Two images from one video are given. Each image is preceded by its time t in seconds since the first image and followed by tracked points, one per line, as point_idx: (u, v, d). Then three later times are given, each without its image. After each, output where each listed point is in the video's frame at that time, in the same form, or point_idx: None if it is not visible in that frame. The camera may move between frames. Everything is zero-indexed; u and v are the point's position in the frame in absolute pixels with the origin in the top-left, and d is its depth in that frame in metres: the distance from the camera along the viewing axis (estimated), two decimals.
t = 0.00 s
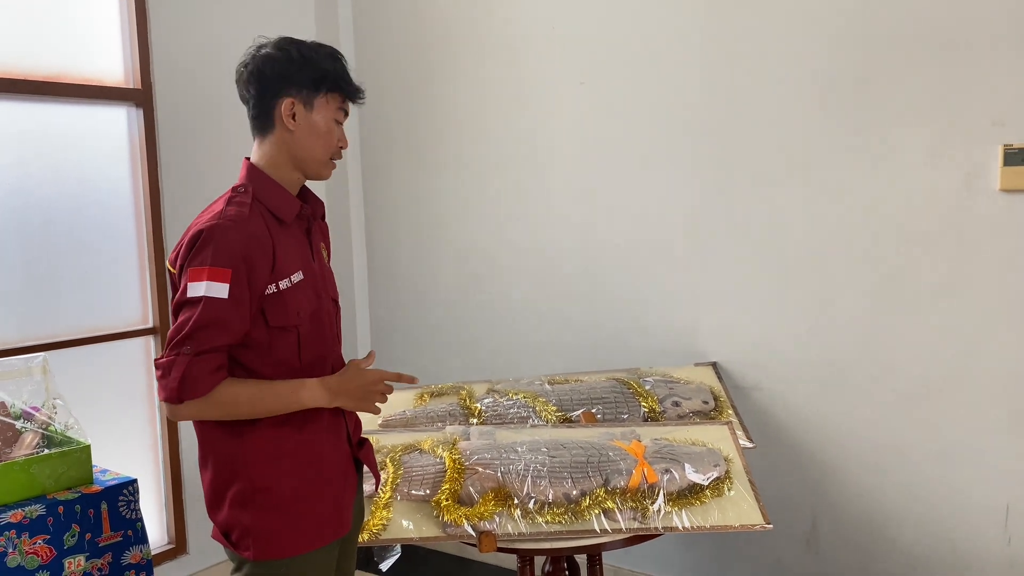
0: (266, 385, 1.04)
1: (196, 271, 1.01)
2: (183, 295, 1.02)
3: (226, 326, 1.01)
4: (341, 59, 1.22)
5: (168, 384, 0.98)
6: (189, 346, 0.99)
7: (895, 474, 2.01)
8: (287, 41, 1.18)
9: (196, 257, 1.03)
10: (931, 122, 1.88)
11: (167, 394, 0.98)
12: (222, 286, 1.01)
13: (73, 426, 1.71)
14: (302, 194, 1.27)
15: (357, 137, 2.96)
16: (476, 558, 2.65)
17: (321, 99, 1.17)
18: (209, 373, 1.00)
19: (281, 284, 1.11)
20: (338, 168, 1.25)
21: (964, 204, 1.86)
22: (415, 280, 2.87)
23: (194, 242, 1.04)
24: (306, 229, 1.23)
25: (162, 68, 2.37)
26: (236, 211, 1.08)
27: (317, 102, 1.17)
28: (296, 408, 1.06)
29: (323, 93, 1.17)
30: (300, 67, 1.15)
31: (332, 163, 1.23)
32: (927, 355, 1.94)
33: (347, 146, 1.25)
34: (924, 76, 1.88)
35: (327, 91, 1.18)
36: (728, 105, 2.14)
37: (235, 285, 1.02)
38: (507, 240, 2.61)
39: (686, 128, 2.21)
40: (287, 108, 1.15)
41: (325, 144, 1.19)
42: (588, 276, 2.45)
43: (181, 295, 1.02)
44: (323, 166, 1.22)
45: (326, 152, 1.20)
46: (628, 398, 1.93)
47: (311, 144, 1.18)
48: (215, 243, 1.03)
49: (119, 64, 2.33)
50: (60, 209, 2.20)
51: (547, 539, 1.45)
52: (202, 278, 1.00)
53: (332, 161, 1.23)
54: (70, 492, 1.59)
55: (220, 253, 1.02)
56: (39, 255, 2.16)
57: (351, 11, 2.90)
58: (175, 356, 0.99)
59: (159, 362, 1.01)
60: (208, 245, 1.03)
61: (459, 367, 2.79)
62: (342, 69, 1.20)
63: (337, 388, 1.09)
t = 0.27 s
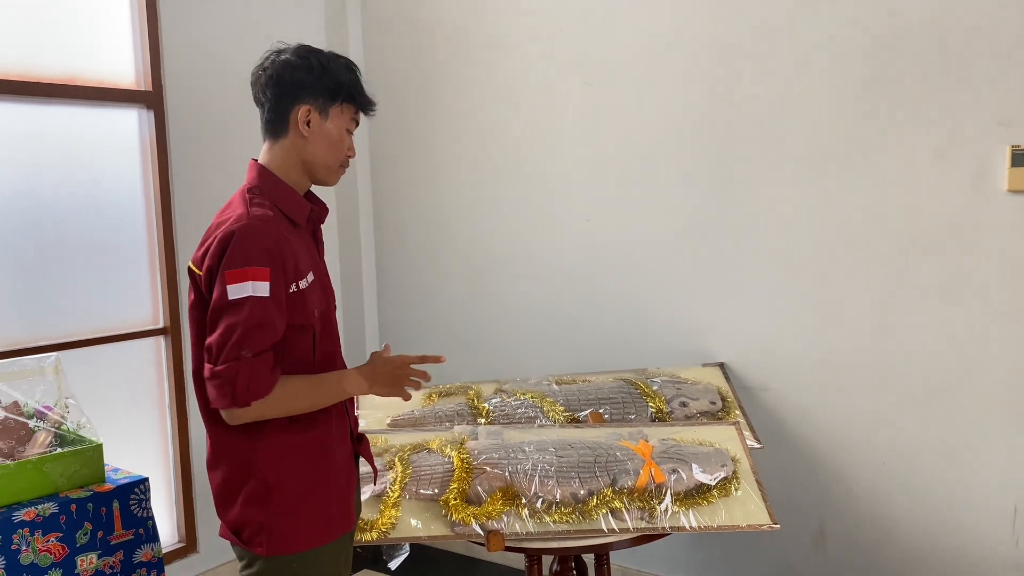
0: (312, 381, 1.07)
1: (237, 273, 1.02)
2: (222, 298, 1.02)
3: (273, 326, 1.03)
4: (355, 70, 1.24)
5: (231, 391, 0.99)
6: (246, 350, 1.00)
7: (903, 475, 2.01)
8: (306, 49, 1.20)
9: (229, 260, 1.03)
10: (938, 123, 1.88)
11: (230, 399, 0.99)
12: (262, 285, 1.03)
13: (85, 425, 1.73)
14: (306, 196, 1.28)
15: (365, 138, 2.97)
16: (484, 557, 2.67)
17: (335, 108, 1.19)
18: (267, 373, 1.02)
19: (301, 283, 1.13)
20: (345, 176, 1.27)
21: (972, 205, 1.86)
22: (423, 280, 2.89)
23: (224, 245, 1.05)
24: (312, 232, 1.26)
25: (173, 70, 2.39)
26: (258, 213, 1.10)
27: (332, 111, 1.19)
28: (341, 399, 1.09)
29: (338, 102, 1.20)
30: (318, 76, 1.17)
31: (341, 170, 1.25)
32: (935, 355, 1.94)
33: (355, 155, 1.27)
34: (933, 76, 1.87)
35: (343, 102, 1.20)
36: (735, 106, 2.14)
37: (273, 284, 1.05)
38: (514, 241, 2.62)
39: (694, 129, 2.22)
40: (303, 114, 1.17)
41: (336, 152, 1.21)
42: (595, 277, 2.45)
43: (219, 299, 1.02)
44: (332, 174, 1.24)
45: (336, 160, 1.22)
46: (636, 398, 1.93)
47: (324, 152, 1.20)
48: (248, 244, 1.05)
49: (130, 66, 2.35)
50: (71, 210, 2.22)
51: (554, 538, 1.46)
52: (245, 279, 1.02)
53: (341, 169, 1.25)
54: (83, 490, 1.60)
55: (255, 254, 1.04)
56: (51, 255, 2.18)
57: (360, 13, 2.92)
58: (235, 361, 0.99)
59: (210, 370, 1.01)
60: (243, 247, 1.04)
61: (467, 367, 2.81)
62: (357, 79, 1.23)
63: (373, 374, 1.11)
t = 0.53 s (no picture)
0: (384, 388, 1.17)
1: (297, 281, 1.08)
2: (285, 306, 1.07)
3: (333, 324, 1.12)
4: (371, 77, 1.24)
5: (329, 394, 1.09)
6: (333, 349, 1.11)
7: (913, 475, 2.00)
8: (323, 55, 1.20)
9: (280, 271, 1.07)
10: (948, 123, 1.87)
11: (329, 398, 1.10)
12: (316, 288, 1.10)
13: (99, 424, 1.74)
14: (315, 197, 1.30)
15: (376, 139, 2.99)
16: (494, 557, 2.67)
17: (347, 117, 1.20)
18: (349, 367, 1.13)
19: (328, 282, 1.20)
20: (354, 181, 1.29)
21: (983, 204, 1.85)
22: (432, 281, 2.90)
23: (268, 255, 1.07)
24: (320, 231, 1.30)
25: (185, 73, 2.41)
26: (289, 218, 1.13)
27: (344, 120, 1.20)
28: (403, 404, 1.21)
29: (350, 112, 1.20)
30: (333, 84, 1.18)
31: (350, 177, 1.27)
32: (946, 356, 1.93)
33: (365, 162, 1.28)
34: (944, 76, 1.87)
35: (356, 111, 1.21)
36: (745, 106, 2.14)
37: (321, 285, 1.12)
38: (523, 241, 2.63)
39: (703, 130, 2.22)
40: (314, 122, 1.18)
41: (346, 159, 1.23)
42: (605, 277, 2.46)
43: (279, 307, 1.07)
44: (341, 179, 1.25)
45: (345, 167, 1.24)
46: (645, 398, 1.94)
47: (334, 159, 1.22)
48: (293, 251, 1.09)
49: (144, 69, 2.37)
50: (85, 211, 2.25)
51: (564, 537, 1.47)
52: (308, 285, 1.09)
53: (350, 176, 1.27)
54: (97, 488, 1.60)
55: (305, 260, 1.10)
56: (65, 255, 2.21)
57: (371, 15, 2.93)
58: (327, 362, 1.10)
59: (296, 378, 1.09)
60: (293, 254, 1.08)
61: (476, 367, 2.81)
62: (372, 88, 1.23)
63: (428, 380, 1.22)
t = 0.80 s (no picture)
0: (392, 394, 1.19)
1: (323, 281, 1.10)
2: (309, 306, 1.09)
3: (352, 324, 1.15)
4: (383, 84, 1.24)
5: (345, 395, 1.12)
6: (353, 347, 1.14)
7: (923, 477, 1.99)
8: (335, 63, 1.20)
9: (306, 272, 1.08)
10: (959, 123, 1.87)
11: (346, 399, 1.12)
12: (338, 288, 1.12)
13: (110, 423, 1.75)
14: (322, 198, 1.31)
15: (385, 140, 3.00)
16: (502, 556, 2.68)
17: (354, 125, 1.21)
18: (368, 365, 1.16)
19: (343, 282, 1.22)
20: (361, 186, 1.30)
21: (994, 205, 1.84)
22: (441, 281, 2.91)
23: (294, 256, 1.08)
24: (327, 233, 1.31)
25: (196, 74, 2.43)
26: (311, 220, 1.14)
27: (353, 128, 1.21)
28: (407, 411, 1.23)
29: (358, 120, 1.21)
30: (341, 93, 1.18)
31: (358, 182, 1.28)
32: (957, 356, 1.92)
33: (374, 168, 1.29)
34: (955, 75, 1.86)
35: (365, 120, 1.21)
36: (754, 106, 2.14)
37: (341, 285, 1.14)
38: (532, 241, 2.64)
39: (712, 130, 2.22)
40: (321, 129, 1.19)
41: (353, 166, 1.24)
42: (613, 277, 2.46)
43: (304, 308, 1.08)
44: (348, 185, 1.27)
45: (353, 173, 1.25)
46: (654, 398, 1.94)
47: (341, 166, 1.23)
48: (318, 252, 1.10)
49: (155, 70, 2.39)
50: (96, 211, 2.26)
51: (573, 537, 1.47)
52: (332, 285, 1.11)
53: (358, 181, 1.28)
54: (108, 486, 1.61)
55: (328, 261, 1.11)
56: (76, 255, 2.23)
57: (380, 17, 2.95)
58: (348, 360, 1.13)
59: (314, 378, 1.10)
60: (318, 255, 1.10)
61: (485, 367, 2.82)
62: (383, 96, 1.22)
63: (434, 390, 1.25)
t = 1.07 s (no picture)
0: (388, 400, 1.17)
1: (313, 280, 1.09)
2: (299, 303, 1.08)
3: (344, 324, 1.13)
4: (382, 80, 1.24)
5: (335, 393, 1.10)
6: (343, 348, 1.12)
7: (933, 477, 1.98)
8: (334, 60, 1.21)
9: (298, 268, 1.09)
10: (969, 122, 1.85)
11: (336, 397, 1.10)
12: (332, 287, 1.11)
13: (119, 421, 1.75)
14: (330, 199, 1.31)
15: (393, 140, 3.00)
16: (509, 556, 2.68)
17: (355, 121, 1.21)
18: (360, 366, 1.14)
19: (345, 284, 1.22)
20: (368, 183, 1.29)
21: (1005, 204, 1.83)
22: (448, 280, 2.91)
23: (286, 253, 1.09)
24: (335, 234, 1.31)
25: (205, 75, 2.44)
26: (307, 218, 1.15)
27: (353, 124, 1.21)
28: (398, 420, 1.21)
29: (358, 115, 1.20)
30: (340, 89, 1.18)
31: (363, 179, 1.27)
32: (967, 356, 1.91)
33: (378, 165, 1.28)
34: (966, 73, 1.85)
35: (364, 115, 1.21)
36: (763, 105, 2.13)
37: (337, 284, 1.13)
38: (539, 241, 2.63)
39: (720, 128, 2.21)
40: (322, 127, 1.19)
41: (356, 163, 1.24)
42: (621, 277, 2.45)
43: (295, 305, 1.08)
44: (353, 182, 1.26)
45: (357, 170, 1.25)
46: (662, 398, 1.93)
47: (344, 163, 1.23)
48: (311, 250, 1.10)
49: (165, 70, 2.41)
50: (106, 210, 2.27)
51: (580, 536, 1.47)
52: (323, 284, 1.10)
53: (363, 178, 1.27)
54: (117, 484, 1.62)
55: (321, 258, 1.11)
56: (86, 254, 2.24)
57: (388, 17, 2.95)
58: (337, 360, 1.11)
59: (306, 376, 1.09)
60: (310, 254, 1.10)
61: (492, 366, 2.82)
62: (382, 91, 1.22)
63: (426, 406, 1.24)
